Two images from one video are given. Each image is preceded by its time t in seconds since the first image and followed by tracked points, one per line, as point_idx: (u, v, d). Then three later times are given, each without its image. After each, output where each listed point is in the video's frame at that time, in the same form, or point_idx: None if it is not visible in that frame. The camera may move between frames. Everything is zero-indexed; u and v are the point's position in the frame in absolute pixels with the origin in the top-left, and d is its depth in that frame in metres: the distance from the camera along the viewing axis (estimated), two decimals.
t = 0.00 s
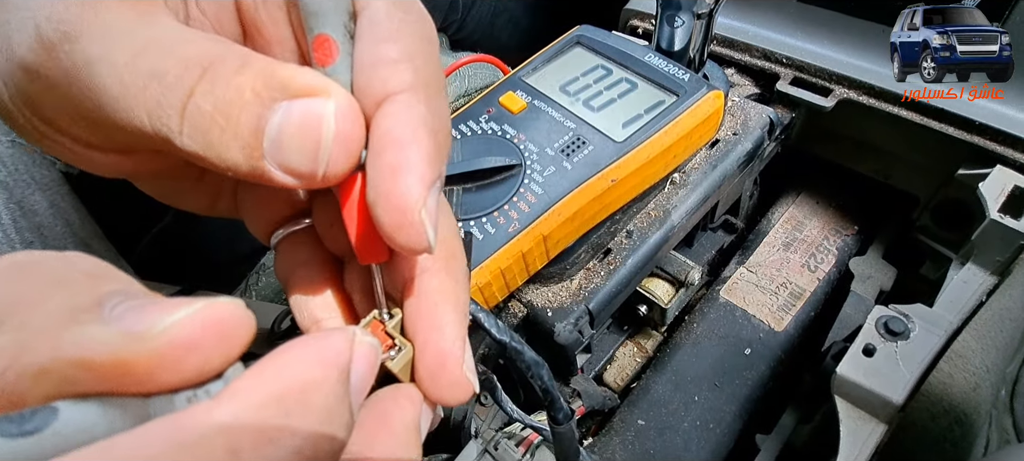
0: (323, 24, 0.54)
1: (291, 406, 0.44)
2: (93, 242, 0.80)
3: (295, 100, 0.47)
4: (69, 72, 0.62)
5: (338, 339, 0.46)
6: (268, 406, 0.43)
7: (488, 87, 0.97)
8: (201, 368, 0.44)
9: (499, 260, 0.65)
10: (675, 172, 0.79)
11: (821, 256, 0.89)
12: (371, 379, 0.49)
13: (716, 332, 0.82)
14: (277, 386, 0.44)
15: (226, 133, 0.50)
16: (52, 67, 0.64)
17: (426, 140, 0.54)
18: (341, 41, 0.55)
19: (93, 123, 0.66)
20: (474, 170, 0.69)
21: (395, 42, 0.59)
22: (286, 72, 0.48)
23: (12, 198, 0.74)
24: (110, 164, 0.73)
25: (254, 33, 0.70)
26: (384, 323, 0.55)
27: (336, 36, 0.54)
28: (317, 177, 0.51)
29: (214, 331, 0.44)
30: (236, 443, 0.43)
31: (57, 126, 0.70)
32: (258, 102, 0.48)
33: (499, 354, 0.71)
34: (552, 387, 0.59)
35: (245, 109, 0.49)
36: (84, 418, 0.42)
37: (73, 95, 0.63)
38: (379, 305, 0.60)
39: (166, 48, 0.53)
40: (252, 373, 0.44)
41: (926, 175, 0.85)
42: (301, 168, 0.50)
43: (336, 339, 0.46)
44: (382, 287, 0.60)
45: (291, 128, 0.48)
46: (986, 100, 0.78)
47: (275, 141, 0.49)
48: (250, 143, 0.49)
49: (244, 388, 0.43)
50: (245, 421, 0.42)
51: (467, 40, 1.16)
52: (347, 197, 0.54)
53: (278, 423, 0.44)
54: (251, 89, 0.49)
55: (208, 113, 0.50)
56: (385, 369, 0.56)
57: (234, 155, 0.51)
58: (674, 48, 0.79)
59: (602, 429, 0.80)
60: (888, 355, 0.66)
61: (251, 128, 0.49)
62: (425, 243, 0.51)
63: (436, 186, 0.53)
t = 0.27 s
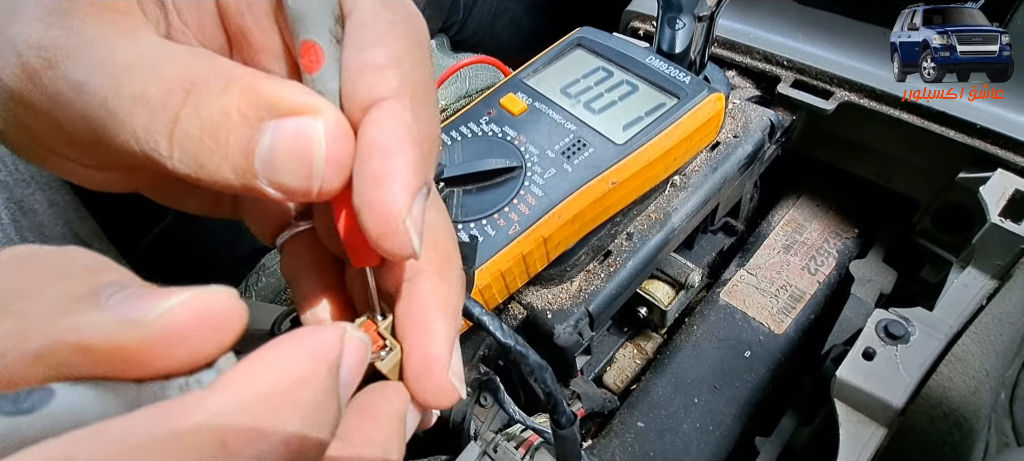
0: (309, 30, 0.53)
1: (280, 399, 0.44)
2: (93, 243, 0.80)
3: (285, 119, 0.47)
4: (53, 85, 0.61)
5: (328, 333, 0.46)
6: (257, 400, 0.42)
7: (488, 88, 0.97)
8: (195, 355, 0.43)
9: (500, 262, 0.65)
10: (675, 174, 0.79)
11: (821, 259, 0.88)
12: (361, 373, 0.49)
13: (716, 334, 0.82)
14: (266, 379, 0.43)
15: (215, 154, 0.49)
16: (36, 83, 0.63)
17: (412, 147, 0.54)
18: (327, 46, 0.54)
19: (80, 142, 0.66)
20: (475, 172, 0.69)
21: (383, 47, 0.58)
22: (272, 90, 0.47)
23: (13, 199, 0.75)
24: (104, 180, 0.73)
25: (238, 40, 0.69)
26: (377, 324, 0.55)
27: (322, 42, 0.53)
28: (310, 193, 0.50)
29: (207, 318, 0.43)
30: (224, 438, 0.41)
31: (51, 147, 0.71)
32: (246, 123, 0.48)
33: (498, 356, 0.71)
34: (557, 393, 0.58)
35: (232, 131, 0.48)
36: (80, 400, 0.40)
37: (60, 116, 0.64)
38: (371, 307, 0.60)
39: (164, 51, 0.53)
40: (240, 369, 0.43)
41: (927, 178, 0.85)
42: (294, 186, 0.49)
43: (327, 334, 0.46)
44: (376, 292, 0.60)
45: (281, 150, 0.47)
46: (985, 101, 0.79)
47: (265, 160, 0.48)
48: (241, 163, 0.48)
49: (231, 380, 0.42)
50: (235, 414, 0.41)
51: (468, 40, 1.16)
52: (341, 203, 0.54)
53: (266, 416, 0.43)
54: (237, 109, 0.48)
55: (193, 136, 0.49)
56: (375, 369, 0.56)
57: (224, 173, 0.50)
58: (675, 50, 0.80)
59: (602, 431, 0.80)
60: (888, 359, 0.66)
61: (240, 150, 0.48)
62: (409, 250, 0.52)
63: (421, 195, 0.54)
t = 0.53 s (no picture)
0: (304, 16, 0.51)
1: (250, 380, 0.42)
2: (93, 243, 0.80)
3: (274, 108, 0.46)
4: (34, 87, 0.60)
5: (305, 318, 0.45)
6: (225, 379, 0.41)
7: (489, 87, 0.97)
8: (164, 332, 0.41)
9: (499, 261, 0.65)
10: (676, 174, 0.78)
11: (822, 259, 0.88)
12: (339, 362, 0.48)
13: (716, 335, 0.81)
14: (241, 357, 0.42)
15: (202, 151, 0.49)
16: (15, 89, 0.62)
17: (413, 141, 0.54)
18: (322, 34, 0.51)
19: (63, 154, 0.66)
20: (474, 170, 0.69)
21: (394, 39, 0.58)
22: (256, 81, 0.47)
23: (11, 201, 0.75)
24: (89, 188, 0.72)
25: (226, 39, 0.68)
26: (366, 319, 0.55)
27: (317, 29, 0.51)
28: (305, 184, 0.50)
29: (179, 296, 0.41)
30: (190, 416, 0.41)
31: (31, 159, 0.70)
32: (232, 117, 0.47)
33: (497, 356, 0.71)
34: (555, 395, 0.58)
35: (220, 127, 0.48)
36: (53, 373, 0.40)
37: (32, 125, 0.64)
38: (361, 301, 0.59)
39: (157, 48, 0.53)
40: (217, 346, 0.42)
41: (929, 179, 0.85)
42: (287, 177, 0.49)
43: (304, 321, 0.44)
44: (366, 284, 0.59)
45: (272, 137, 0.47)
46: (986, 100, 0.78)
47: (256, 152, 0.48)
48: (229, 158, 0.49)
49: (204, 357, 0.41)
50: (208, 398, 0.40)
51: (469, 39, 1.16)
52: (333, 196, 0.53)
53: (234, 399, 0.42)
54: (221, 103, 0.47)
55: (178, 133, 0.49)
56: (359, 365, 0.55)
57: (214, 169, 0.50)
58: (676, 50, 0.79)
59: (601, 431, 0.79)
60: (889, 360, 0.65)
61: (228, 144, 0.48)
62: (397, 242, 0.52)
63: (415, 190, 0.54)
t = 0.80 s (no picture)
0: (295, 9, 0.50)
1: (251, 365, 0.41)
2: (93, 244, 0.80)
3: (267, 106, 0.46)
4: (23, 97, 0.60)
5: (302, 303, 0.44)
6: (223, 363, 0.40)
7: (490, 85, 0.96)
8: (171, 314, 0.41)
9: (500, 259, 0.64)
10: (678, 173, 0.78)
11: (823, 259, 0.88)
12: (338, 348, 0.47)
13: (717, 335, 0.81)
14: (240, 342, 0.41)
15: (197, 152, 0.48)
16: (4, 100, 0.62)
17: (400, 131, 0.53)
18: (314, 27, 0.51)
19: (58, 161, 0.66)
20: (475, 168, 0.69)
21: (388, 29, 0.57)
22: (248, 78, 0.46)
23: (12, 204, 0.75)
24: (82, 196, 0.71)
25: (221, 40, 0.68)
26: (366, 308, 0.54)
27: (308, 22, 0.50)
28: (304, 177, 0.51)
29: (184, 275, 0.40)
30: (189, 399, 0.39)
31: (21, 168, 0.70)
32: (226, 117, 0.47)
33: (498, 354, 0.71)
34: (559, 396, 0.58)
35: (215, 127, 0.47)
36: (58, 352, 0.39)
37: (25, 134, 0.64)
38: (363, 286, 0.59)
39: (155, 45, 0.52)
40: (215, 331, 0.40)
41: (931, 179, 0.84)
42: (285, 173, 0.49)
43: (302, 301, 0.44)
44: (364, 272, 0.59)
45: (269, 134, 0.47)
46: (986, 100, 0.78)
47: (253, 152, 0.47)
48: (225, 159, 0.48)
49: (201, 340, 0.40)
50: (207, 380, 0.39)
51: (470, 38, 1.15)
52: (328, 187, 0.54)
53: (234, 384, 0.41)
54: (215, 103, 0.46)
55: (172, 136, 0.48)
56: (357, 352, 0.55)
57: (211, 171, 0.49)
58: (678, 48, 0.79)
59: (602, 431, 0.79)
60: (892, 359, 0.65)
61: (223, 144, 0.47)
62: (383, 232, 0.53)
63: (404, 178, 0.54)
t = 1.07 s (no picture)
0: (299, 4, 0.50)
1: (257, 357, 0.41)
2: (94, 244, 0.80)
3: (270, 98, 0.46)
4: (29, 88, 0.59)
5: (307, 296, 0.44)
6: (229, 354, 0.40)
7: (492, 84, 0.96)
8: (176, 305, 0.40)
9: (502, 257, 0.64)
10: (679, 172, 0.78)
11: (825, 259, 0.88)
12: (343, 342, 0.47)
13: (718, 334, 0.81)
14: (247, 334, 0.40)
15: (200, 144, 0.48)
16: (9, 91, 0.61)
17: (403, 125, 0.54)
18: (319, 23, 0.51)
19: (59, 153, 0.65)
20: (477, 166, 0.69)
21: (392, 24, 0.57)
22: (252, 70, 0.46)
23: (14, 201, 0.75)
24: (82, 191, 0.71)
25: (226, 38, 0.68)
26: (370, 302, 0.54)
27: (313, 17, 0.50)
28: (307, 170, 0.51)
29: (191, 268, 0.40)
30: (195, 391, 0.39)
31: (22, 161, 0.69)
32: (229, 108, 0.46)
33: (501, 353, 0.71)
34: (561, 394, 0.57)
35: (219, 119, 0.47)
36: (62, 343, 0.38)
37: (26, 126, 0.63)
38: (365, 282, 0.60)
39: (158, 38, 0.52)
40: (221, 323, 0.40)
41: (934, 179, 0.84)
42: (290, 166, 0.49)
43: (309, 298, 0.44)
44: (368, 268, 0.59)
45: (272, 128, 0.46)
46: (986, 100, 0.78)
47: (257, 143, 0.47)
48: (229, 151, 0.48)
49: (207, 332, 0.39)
50: (214, 372, 0.39)
51: (471, 37, 1.14)
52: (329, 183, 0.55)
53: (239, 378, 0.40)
54: (219, 94, 0.46)
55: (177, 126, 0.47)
56: (359, 346, 0.55)
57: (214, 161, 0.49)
58: (681, 47, 0.79)
59: (603, 430, 0.79)
60: (894, 359, 0.65)
61: (227, 135, 0.47)
62: (385, 226, 0.54)
63: (407, 172, 0.54)
